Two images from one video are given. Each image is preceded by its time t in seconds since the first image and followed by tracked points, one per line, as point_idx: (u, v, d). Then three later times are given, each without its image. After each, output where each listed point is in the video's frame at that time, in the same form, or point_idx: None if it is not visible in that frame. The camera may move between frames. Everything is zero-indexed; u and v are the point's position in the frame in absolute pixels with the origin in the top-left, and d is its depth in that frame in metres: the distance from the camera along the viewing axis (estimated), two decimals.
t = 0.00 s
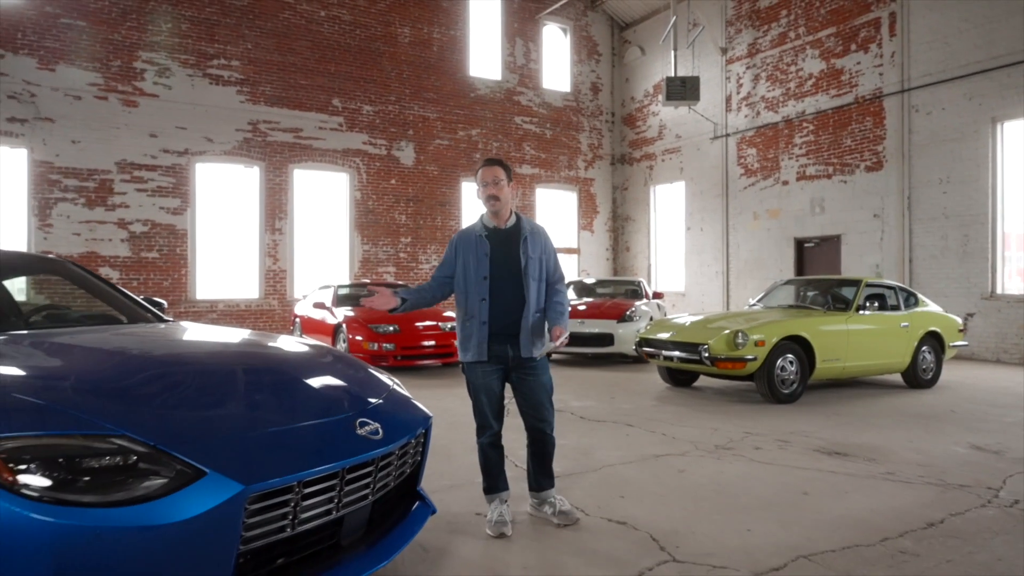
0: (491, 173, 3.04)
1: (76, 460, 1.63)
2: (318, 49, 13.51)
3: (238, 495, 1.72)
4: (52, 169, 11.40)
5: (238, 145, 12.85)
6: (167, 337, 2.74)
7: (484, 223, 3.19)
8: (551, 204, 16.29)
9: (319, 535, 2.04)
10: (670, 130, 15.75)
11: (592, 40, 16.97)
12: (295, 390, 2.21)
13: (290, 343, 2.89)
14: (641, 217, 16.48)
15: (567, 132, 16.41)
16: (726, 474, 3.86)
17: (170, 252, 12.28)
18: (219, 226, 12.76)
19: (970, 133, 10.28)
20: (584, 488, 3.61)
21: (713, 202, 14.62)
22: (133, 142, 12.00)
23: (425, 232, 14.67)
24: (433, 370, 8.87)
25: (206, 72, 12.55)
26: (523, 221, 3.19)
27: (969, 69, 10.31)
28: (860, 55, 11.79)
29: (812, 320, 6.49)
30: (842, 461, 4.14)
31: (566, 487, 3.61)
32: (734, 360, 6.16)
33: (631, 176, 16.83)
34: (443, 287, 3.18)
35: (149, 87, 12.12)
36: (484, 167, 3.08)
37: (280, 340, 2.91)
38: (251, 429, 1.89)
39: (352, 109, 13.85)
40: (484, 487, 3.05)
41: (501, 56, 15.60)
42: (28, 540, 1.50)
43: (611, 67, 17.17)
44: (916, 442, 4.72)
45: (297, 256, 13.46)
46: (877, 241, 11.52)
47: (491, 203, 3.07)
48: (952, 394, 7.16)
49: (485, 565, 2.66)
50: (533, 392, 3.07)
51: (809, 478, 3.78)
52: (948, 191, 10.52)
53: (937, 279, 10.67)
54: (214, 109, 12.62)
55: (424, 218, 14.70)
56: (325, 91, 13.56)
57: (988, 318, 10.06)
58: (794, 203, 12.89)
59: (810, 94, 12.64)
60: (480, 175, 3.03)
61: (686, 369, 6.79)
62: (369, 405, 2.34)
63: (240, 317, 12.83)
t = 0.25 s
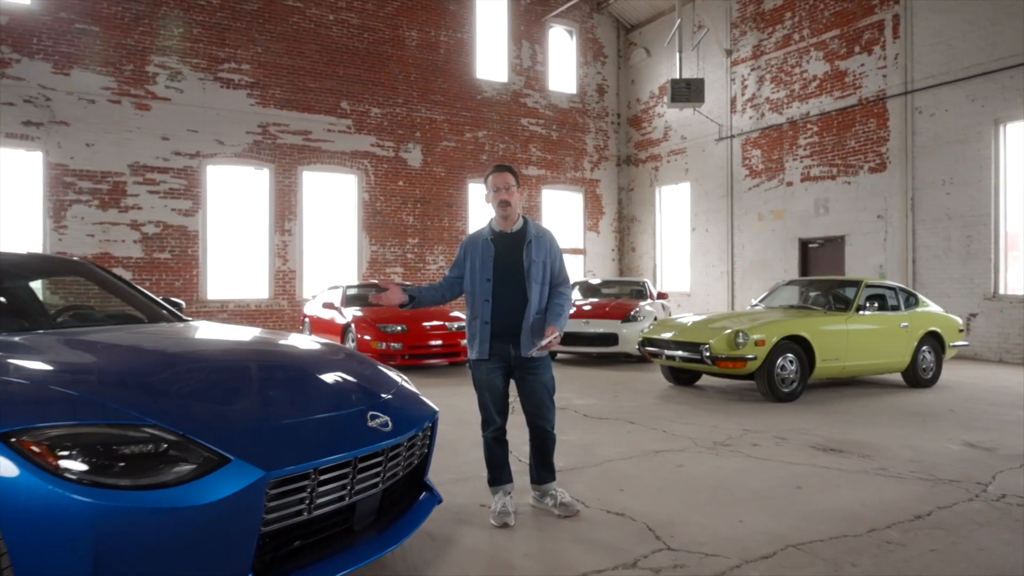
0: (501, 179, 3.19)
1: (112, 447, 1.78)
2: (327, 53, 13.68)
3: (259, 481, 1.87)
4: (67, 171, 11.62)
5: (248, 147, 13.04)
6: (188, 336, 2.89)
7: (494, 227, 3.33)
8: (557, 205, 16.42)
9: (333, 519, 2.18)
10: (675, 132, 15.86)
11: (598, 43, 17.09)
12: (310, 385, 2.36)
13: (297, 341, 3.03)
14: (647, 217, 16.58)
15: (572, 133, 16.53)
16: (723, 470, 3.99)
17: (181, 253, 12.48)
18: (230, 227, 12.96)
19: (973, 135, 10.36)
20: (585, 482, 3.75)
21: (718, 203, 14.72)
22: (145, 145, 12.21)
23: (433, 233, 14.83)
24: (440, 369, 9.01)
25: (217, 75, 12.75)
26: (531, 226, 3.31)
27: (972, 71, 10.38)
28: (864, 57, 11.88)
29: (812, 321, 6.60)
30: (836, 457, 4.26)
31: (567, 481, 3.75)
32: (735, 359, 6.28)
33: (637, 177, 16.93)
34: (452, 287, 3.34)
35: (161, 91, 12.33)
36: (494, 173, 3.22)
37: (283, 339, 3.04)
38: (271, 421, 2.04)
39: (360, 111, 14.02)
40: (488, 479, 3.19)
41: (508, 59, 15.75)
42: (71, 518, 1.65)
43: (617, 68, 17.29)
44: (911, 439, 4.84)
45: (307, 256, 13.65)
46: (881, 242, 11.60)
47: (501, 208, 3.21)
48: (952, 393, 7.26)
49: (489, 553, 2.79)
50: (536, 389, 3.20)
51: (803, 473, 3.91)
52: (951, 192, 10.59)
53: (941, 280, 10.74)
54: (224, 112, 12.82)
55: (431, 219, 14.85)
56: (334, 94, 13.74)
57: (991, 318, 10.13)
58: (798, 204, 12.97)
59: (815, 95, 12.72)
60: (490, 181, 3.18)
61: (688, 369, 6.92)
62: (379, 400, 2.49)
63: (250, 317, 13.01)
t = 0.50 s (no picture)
0: (512, 184, 3.32)
1: (149, 435, 1.93)
2: (335, 56, 13.85)
3: (281, 467, 2.02)
4: (80, 174, 11.82)
5: (258, 149, 13.23)
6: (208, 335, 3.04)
7: (503, 230, 3.46)
8: (562, 206, 16.55)
9: (348, 505, 2.33)
10: (680, 133, 15.97)
11: (603, 44, 17.20)
12: (326, 380, 2.51)
13: (309, 339, 3.18)
14: (652, 218, 16.69)
15: (578, 134, 16.66)
16: (721, 464, 4.12)
17: (192, 254, 12.68)
18: (240, 228, 13.15)
19: (975, 136, 10.45)
20: (587, 475, 3.88)
21: (722, 204, 14.82)
22: (157, 147, 12.41)
23: (439, 233, 14.99)
24: (447, 368, 9.16)
25: (227, 79, 12.94)
26: (539, 230, 3.44)
27: (974, 73, 10.47)
28: (867, 59, 11.97)
29: (812, 320, 6.71)
30: (832, 453, 4.39)
31: (570, 475, 3.89)
32: (736, 358, 6.40)
33: (642, 178, 17.04)
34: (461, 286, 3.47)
35: (172, 94, 12.53)
36: (506, 178, 3.35)
37: (293, 336, 3.18)
38: (291, 413, 2.19)
39: (368, 113, 14.20)
40: (494, 471, 3.33)
41: (514, 61, 15.89)
42: (111, 499, 1.81)
43: (622, 70, 17.41)
44: (907, 436, 4.96)
45: (315, 257, 13.83)
46: (884, 242, 11.69)
47: (511, 212, 3.34)
48: (951, 392, 7.36)
49: (494, 540, 2.94)
50: (542, 385, 3.33)
51: (799, 467, 4.04)
52: (953, 193, 10.68)
53: (943, 280, 10.82)
54: (234, 115, 13.01)
55: (438, 220, 15.01)
56: (342, 96, 13.91)
57: (993, 318, 10.21)
58: (802, 205, 13.07)
59: (818, 97, 12.82)
60: (501, 186, 3.31)
61: (690, 367, 7.04)
62: (390, 394, 2.64)
63: (260, 317, 13.20)
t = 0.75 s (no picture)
0: (519, 189, 3.46)
1: (179, 426, 2.08)
2: (342, 59, 14.03)
3: (301, 456, 2.18)
4: (91, 176, 12.02)
5: (265, 151, 13.41)
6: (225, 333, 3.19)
7: (508, 232, 3.59)
8: (566, 207, 16.69)
9: (362, 492, 2.49)
10: (683, 134, 16.09)
11: (607, 46, 17.34)
12: (339, 375, 2.66)
13: (318, 337, 3.32)
14: (655, 219, 16.81)
15: (582, 136, 16.80)
16: (718, 459, 4.26)
17: (201, 255, 12.86)
18: (248, 229, 13.33)
19: (974, 138, 10.55)
20: (588, 469, 4.03)
21: (725, 205, 14.94)
22: (167, 149, 12.60)
23: (444, 234, 15.14)
24: (452, 367, 9.31)
25: (235, 82, 13.12)
26: (543, 233, 3.59)
27: (974, 75, 10.57)
28: (868, 61, 12.08)
29: (811, 320, 6.84)
30: (826, 449, 4.52)
31: (571, 469, 4.04)
32: (735, 357, 6.53)
33: (646, 179, 17.16)
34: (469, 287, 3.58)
35: (182, 97, 12.72)
36: (512, 183, 3.48)
37: (299, 334, 3.32)
38: (308, 405, 2.34)
39: (374, 116, 14.36)
40: (498, 464, 3.48)
41: (518, 63, 16.04)
42: (147, 483, 1.96)
43: (626, 72, 17.54)
44: (900, 433, 5.09)
45: (322, 258, 14.00)
46: (885, 243, 11.80)
47: (518, 215, 3.47)
48: (948, 391, 7.48)
49: (498, 529, 3.08)
50: (545, 382, 3.47)
51: (793, 462, 4.17)
52: (954, 194, 10.78)
53: (943, 280, 10.92)
54: (242, 118, 13.20)
55: (443, 221, 15.17)
56: (348, 99, 14.09)
57: (992, 319, 10.30)
58: (803, 206, 13.19)
59: (820, 99, 12.93)
60: (509, 190, 3.44)
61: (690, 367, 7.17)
62: (399, 388, 2.79)
63: (267, 316, 13.38)
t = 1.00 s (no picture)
0: (523, 194, 3.59)
1: (204, 417, 2.22)
2: (348, 62, 14.19)
3: (317, 445, 2.33)
4: (102, 178, 12.22)
5: (273, 153, 13.59)
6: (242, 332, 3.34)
7: (512, 235, 3.71)
8: (570, 208, 16.82)
9: (374, 480, 2.64)
10: (686, 135, 16.20)
11: (611, 48, 17.46)
12: (351, 371, 2.80)
13: (329, 335, 3.47)
14: (659, 220, 16.93)
15: (586, 137, 16.92)
16: (715, 454, 4.40)
17: (210, 255, 13.04)
18: (256, 230, 13.51)
19: (975, 140, 10.65)
20: (589, 463, 4.17)
21: (728, 206, 15.05)
22: (177, 151, 12.79)
23: (450, 235, 15.29)
24: (458, 366, 9.46)
25: (243, 85, 13.30)
26: (545, 236, 3.74)
27: (974, 78, 10.67)
28: (870, 63, 12.19)
29: (809, 320, 6.96)
30: (821, 444, 4.65)
31: (572, 463, 4.18)
32: (734, 356, 6.66)
33: (649, 180, 17.28)
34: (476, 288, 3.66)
35: (191, 100, 12.90)
36: (516, 189, 3.62)
37: (308, 332, 3.47)
38: (323, 399, 2.49)
39: (380, 118, 14.52)
40: (501, 458, 3.62)
41: (523, 65, 16.18)
42: (176, 469, 2.11)
43: (630, 73, 17.66)
44: (895, 429, 5.21)
45: (329, 258, 14.17)
46: (886, 244, 11.90)
47: (523, 219, 3.60)
48: (945, 389, 7.60)
49: (502, 518, 3.22)
50: (548, 378, 3.60)
51: (788, 457, 4.31)
52: (954, 196, 10.88)
53: (944, 281, 11.03)
54: (251, 120, 13.38)
55: (448, 222, 15.32)
56: (354, 101, 14.25)
57: (992, 318, 10.41)
58: (806, 207, 13.29)
59: (822, 100, 13.03)
60: (514, 196, 3.57)
61: (691, 365, 7.29)
62: (408, 383, 2.94)
63: (275, 316, 13.56)
